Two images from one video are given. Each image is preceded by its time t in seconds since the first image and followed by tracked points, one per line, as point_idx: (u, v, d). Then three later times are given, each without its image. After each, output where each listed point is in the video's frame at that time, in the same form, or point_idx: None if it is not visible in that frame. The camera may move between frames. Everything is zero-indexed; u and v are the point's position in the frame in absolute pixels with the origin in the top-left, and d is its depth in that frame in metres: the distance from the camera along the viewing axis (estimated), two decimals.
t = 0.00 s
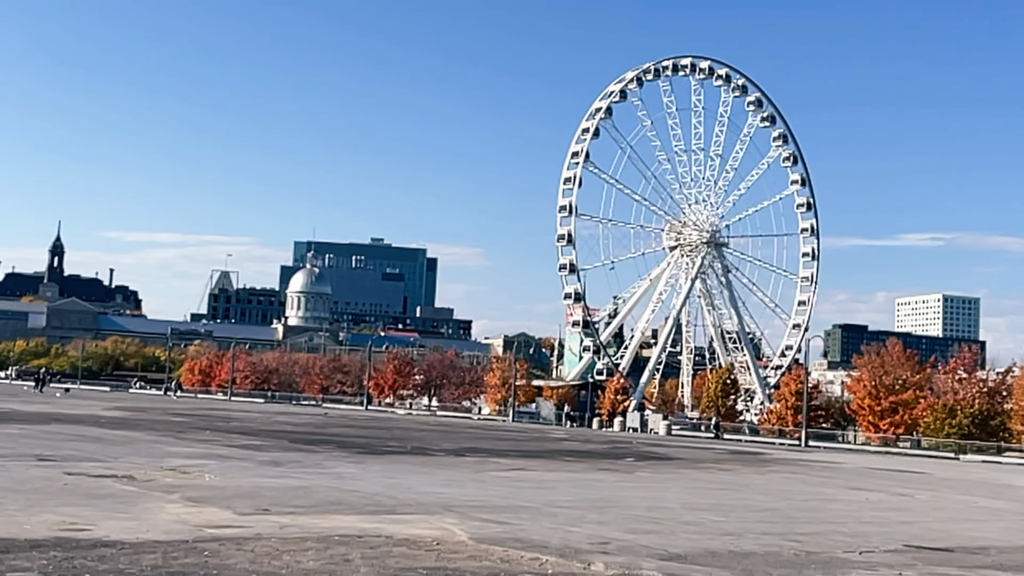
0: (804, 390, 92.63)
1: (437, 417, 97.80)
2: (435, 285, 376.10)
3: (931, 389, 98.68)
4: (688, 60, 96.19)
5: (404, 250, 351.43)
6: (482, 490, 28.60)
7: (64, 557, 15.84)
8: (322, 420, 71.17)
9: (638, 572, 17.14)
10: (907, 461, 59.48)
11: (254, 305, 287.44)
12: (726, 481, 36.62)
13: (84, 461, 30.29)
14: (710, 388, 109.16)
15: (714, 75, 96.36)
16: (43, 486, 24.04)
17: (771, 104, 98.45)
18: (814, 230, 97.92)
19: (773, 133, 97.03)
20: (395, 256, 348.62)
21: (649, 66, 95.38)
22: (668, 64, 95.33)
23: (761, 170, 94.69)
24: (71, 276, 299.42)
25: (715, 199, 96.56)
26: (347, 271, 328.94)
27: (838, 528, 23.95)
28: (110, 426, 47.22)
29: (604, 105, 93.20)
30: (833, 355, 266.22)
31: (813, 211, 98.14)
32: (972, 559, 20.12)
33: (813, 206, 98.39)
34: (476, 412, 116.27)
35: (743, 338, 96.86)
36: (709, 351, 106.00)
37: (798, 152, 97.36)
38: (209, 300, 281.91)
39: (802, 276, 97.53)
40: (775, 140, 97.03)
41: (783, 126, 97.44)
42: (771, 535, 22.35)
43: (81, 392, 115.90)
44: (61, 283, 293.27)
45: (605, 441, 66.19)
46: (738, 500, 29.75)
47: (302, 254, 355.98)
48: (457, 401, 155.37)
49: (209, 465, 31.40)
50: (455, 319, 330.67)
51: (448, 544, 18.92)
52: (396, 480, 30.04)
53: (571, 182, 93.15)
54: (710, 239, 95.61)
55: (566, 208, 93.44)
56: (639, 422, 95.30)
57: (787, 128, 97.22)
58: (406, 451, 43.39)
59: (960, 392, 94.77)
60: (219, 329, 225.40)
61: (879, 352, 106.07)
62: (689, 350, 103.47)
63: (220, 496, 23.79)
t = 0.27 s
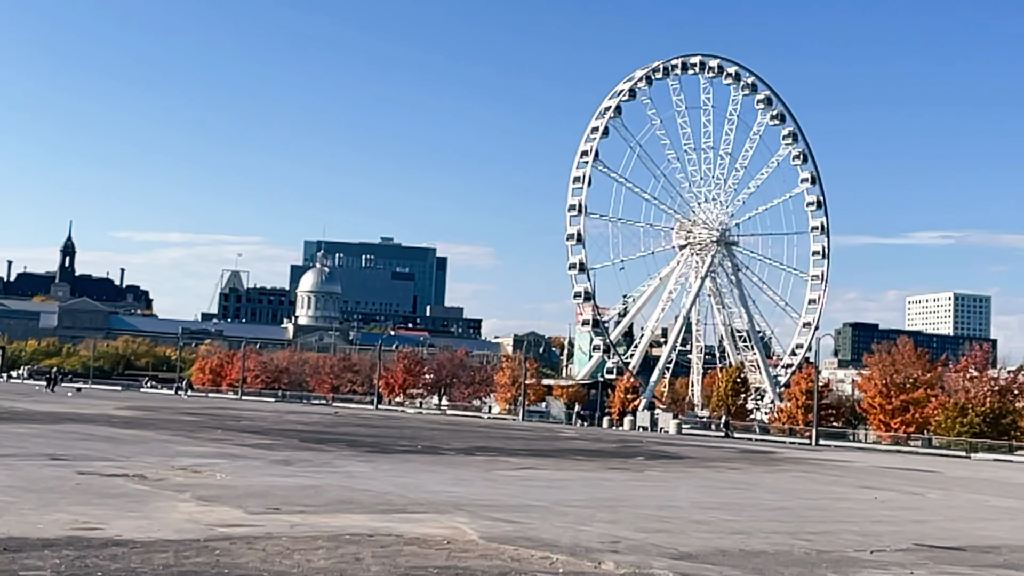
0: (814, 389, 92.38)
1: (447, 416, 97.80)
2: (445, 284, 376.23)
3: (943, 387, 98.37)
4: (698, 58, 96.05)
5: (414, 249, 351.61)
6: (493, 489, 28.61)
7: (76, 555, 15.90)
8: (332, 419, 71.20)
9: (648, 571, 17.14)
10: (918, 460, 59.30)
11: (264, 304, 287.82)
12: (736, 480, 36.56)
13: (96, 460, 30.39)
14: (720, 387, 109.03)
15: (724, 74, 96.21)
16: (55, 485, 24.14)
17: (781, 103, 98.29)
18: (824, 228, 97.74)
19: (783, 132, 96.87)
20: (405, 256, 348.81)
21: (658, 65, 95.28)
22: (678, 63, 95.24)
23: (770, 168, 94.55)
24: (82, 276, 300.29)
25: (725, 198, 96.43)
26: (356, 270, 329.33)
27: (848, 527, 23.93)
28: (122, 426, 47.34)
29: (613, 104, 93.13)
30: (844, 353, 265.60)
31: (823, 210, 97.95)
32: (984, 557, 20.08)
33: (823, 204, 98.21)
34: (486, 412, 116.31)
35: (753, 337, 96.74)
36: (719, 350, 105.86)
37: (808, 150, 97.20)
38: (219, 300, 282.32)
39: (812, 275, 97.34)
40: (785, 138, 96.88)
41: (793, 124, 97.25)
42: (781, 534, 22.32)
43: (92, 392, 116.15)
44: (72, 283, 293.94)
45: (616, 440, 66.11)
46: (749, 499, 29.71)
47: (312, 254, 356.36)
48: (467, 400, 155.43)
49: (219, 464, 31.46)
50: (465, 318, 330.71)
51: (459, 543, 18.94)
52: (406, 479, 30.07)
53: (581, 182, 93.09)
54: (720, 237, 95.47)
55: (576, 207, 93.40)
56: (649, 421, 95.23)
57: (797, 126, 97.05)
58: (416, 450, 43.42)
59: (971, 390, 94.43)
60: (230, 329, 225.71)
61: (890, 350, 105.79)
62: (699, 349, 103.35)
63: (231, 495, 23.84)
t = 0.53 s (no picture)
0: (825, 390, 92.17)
1: (457, 417, 97.81)
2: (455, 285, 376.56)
3: (953, 387, 98.09)
4: (707, 58, 95.93)
5: (424, 250, 352.02)
6: (503, 490, 28.64)
7: (87, 556, 15.97)
8: (343, 420, 71.32)
9: (659, 571, 17.13)
10: (930, 460, 59.16)
11: (274, 306, 288.45)
12: (747, 480, 36.54)
13: (107, 461, 30.48)
14: (730, 387, 108.87)
15: (733, 73, 96.10)
16: (68, 486, 24.24)
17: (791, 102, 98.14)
18: (835, 228, 97.53)
19: (793, 131, 96.68)
20: (415, 257, 349.24)
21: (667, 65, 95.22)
22: (687, 63, 95.14)
23: (780, 168, 94.41)
24: (94, 278, 301.28)
25: (735, 198, 96.30)
26: (366, 271, 329.74)
27: (859, 527, 23.92)
28: (134, 427, 47.47)
29: (622, 105, 93.10)
30: (855, 353, 265.00)
31: (834, 209, 97.76)
32: (994, 557, 20.03)
33: (833, 204, 98.03)
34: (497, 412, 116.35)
35: (764, 337, 96.61)
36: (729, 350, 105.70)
37: (818, 150, 97.02)
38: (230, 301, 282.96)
39: (823, 274, 97.15)
40: (795, 138, 96.69)
41: (803, 123, 97.07)
42: (792, 534, 22.28)
43: (104, 394, 116.53)
44: (83, 285, 295.07)
45: (626, 440, 66.08)
46: (759, 499, 29.70)
47: (322, 255, 357.04)
48: (477, 401, 155.49)
49: (230, 465, 31.57)
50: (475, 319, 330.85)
51: (469, 544, 18.98)
52: (417, 480, 30.13)
53: (590, 182, 93.07)
54: (730, 238, 95.35)
55: (585, 207, 93.40)
56: (659, 422, 95.17)
57: (807, 126, 96.85)
58: (426, 451, 43.48)
59: (982, 390, 94.14)
60: (241, 330, 226.21)
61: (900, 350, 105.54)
62: (709, 349, 103.24)
63: (242, 495, 23.90)
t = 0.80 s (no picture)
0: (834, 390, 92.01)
1: (465, 418, 97.86)
2: (463, 286, 376.58)
3: (963, 387, 97.89)
4: (716, 58, 95.87)
5: (432, 251, 352.14)
6: (512, 491, 28.67)
7: (98, 557, 16.04)
8: (352, 421, 71.38)
9: (668, 572, 17.15)
10: (940, 462, 59.00)
11: (283, 307, 288.86)
12: (756, 481, 36.51)
13: (117, 462, 30.60)
14: (738, 388, 108.74)
15: (742, 74, 96.01)
16: (78, 487, 24.32)
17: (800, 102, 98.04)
18: (843, 228, 97.39)
19: (802, 131, 96.56)
20: (423, 258, 349.41)
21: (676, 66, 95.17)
22: (696, 63, 95.07)
23: (789, 169, 94.30)
24: (103, 279, 302.14)
25: (743, 198, 96.20)
26: (375, 271, 330.16)
27: (868, 528, 23.88)
28: (144, 429, 47.62)
29: (631, 105, 93.06)
30: (864, 354, 264.33)
31: (842, 209, 97.59)
32: (1004, 559, 19.98)
33: (842, 204, 97.87)
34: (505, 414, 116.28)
35: (772, 337, 96.47)
36: (738, 351, 105.59)
37: (827, 150, 96.89)
38: (239, 302, 283.51)
39: (832, 274, 97.01)
40: (804, 138, 96.57)
41: (812, 124, 96.96)
42: (801, 535, 22.27)
43: (113, 395, 116.75)
44: (93, 286, 295.91)
45: (634, 441, 66.00)
46: (768, 500, 29.66)
47: (331, 256, 357.42)
48: (486, 402, 155.46)
49: (239, 466, 31.64)
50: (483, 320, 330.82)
51: (477, 544, 19.01)
52: (426, 481, 30.16)
53: (598, 183, 93.03)
54: (739, 238, 95.24)
55: (593, 208, 93.37)
56: (668, 423, 95.08)
57: (815, 126, 96.73)
58: (435, 452, 43.52)
59: (992, 390, 93.91)
60: (250, 331, 226.50)
61: (910, 351, 105.35)
62: (718, 350, 103.11)
63: (251, 497, 23.95)
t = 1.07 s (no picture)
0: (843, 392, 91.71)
1: (474, 420, 97.95)
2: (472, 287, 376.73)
3: (973, 390, 97.60)
4: (724, 60, 95.78)
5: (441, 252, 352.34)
6: (521, 493, 28.68)
7: (107, 558, 16.08)
8: (360, 422, 71.47)
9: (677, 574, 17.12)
10: (950, 464, 58.86)
11: (292, 308, 289.30)
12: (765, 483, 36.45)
13: (127, 463, 30.68)
14: (748, 390, 108.53)
15: (751, 75, 95.91)
16: (88, 488, 24.39)
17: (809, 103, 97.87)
18: (853, 230, 97.20)
19: (811, 133, 96.41)
20: (432, 259, 349.62)
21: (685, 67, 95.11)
22: (704, 65, 94.98)
23: (798, 170, 94.11)
24: (112, 281, 302.82)
25: (752, 200, 96.07)
26: (383, 273, 330.50)
27: (878, 531, 23.83)
28: (153, 429, 47.73)
29: (639, 107, 93.02)
30: (873, 356, 263.74)
31: (852, 211, 97.40)
32: (1015, 561, 19.91)
33: (852, 206, 97.65)
34: (514, 415, 116.30)
35: (781, 339, 96.30)
36: (747, 352, 105.43)
37: (836, 151, 96.70)
38: (248, 304, 284.00)
39: (841, 276, 96.82)
40: (813, 139, 96.40)
41: (821, 125, 96.80)
42: (811, 537, 22.22)
43: (122, 395, 116.98)
44: (102, 287, 296.68)
45: (642, 443, 65.94)
46: (777, 502, 29.60)
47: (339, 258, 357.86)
48: (494, 403, 155.47)
49: (248, 467, 31.71)
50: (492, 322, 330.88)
51: (486, 546, 19.02)
52: (435, 482, 30.17)
53: (607, 185, 93.00)
54: (747, 240, 95.10)
55: (602, 210, 93.34)
56: (676, 425, 95.01)
57: (825, 127, 96.55)
58: (443, 453, 43.56)
59: (1003, 392, 93.58)
60: (258, 333, 226.82)
61: (920, 352, 105.09)
62: (727, 352, 102.95)
63: (260, 498, 23.99)
